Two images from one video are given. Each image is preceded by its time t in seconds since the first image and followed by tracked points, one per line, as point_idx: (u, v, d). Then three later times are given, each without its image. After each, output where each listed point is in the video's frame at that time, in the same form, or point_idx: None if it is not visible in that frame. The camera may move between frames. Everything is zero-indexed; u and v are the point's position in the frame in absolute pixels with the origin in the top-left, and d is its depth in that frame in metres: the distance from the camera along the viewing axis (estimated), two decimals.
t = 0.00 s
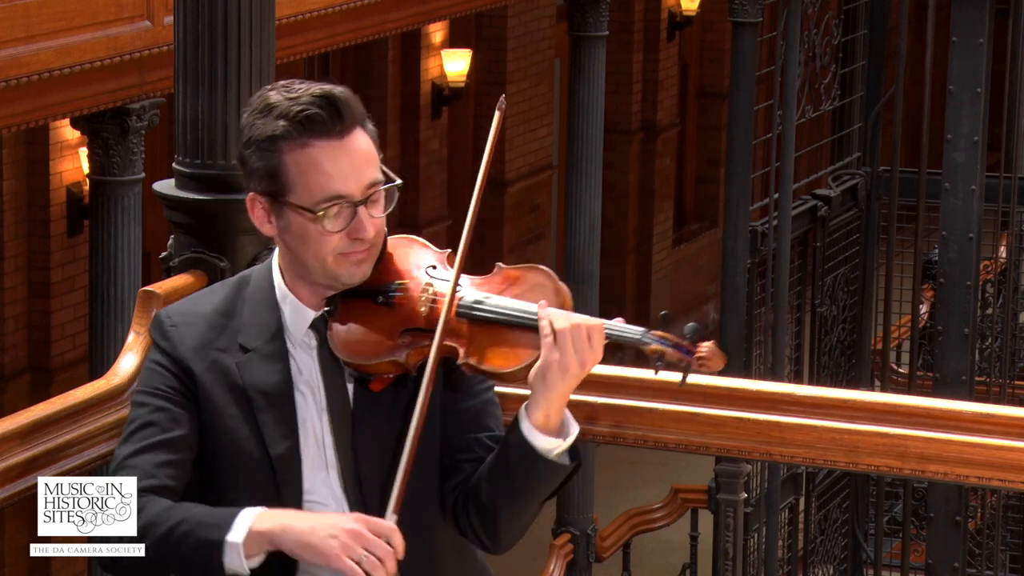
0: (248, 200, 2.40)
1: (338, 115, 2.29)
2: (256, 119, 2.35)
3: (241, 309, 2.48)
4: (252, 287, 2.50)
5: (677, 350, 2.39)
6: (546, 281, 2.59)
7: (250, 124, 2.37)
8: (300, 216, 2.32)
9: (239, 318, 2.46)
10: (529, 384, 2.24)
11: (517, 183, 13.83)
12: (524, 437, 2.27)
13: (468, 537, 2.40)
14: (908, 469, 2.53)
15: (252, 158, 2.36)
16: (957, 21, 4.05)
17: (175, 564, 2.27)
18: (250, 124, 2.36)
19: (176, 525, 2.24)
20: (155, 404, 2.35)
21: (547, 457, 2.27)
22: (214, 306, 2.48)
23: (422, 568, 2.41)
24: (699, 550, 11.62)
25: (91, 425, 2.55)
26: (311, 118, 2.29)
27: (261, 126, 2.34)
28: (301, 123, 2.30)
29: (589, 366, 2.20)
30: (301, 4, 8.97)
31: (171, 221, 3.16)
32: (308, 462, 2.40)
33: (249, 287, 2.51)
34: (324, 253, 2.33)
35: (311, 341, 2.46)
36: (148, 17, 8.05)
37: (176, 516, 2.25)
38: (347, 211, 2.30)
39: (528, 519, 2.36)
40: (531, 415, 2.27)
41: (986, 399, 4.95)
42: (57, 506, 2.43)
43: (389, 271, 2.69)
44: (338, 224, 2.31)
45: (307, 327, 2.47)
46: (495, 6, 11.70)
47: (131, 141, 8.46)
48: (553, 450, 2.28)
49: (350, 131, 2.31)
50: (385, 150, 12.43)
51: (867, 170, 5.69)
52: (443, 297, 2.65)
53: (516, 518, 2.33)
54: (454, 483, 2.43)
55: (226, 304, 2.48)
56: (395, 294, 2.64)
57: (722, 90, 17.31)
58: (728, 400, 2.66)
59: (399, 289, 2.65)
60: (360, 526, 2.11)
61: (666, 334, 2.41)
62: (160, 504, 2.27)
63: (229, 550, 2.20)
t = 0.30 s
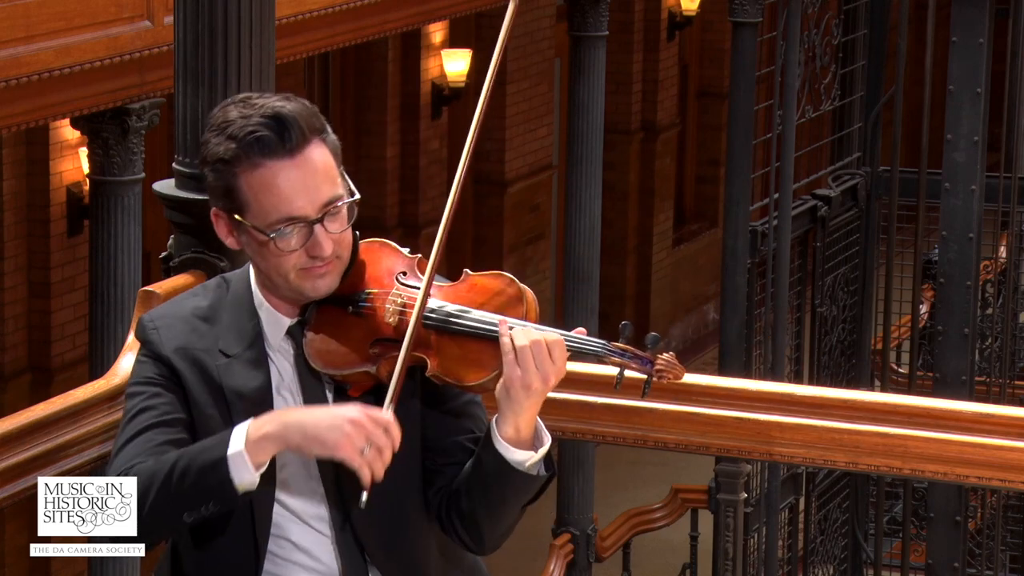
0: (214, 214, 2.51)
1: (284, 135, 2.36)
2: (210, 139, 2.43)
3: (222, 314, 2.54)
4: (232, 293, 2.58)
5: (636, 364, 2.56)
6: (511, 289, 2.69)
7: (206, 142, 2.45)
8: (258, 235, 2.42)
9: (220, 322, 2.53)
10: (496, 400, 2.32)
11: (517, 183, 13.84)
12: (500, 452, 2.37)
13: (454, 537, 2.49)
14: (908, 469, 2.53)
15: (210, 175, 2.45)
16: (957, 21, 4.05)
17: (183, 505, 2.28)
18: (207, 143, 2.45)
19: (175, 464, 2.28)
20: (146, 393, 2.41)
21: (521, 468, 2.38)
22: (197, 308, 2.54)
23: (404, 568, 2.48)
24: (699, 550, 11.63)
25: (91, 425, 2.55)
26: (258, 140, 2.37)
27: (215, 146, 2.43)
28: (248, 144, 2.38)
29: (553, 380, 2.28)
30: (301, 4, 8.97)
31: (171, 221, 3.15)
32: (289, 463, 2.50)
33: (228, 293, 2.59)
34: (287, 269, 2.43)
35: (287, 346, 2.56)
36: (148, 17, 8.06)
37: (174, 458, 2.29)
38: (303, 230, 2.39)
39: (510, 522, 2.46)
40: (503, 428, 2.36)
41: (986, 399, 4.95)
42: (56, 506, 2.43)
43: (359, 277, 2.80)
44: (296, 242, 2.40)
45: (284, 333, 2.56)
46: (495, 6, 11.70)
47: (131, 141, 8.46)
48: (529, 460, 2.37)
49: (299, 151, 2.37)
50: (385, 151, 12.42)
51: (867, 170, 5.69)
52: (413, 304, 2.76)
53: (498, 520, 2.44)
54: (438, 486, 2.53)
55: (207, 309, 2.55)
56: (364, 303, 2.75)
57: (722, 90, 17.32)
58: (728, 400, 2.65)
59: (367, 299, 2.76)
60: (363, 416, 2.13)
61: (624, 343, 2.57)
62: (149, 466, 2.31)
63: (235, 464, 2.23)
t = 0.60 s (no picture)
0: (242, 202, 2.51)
1: (326, 134, 2.37)
2: (251, 128, 2.44)
3: (243, 301, 2.58)
4: (254, 284, 2.60)
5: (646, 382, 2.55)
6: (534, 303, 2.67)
7: (245, 130, 2.46)
8: (286, 228, 2.42)
9: (239, 310, 2.56)
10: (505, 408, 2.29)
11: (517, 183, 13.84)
12: (503, 459, 2.35)
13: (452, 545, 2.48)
14: (908, 469, 2.53)
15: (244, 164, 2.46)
16: (957, 21, 4.04)
17: (196, 479, 2.36)
18: (245, 132, 2.46)
19: (189, 441, 2.36)
20: (162, 374, 2.48)
21: (522, 478, 2.35)
22: (219, 294, 2.59)
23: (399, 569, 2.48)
24: (699, 550, 11.63)
25: (90, 425, 2.54)
26: (299, 135, 2.38)
27: (254, 135, 2.44)
28: (289, 139, 2.39)
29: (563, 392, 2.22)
30: (301, 4, 8.97)
31: (170, 221, 3.15)
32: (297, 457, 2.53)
33: (251, 281, 2.61)
34: (310, 265, 2.44)
35: (304, 342, 2.57)
36: (148, 17, 8.06)
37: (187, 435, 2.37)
38: (332, 229, 2.40)
39: (510, 534, 2.44)
40: (507, 436, 2.33)
41: (986, 399, 4.95)
42: (56, 506, 2.46)
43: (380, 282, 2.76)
44: (324, 239, 2.41)
45: (300, 329, 2.57)
46: (495, 6, 11.70)
47: (131, 141, 8.46)
48: (531, 470, 2.34)
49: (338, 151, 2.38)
50: (385, 150, 12.42)
51: (867, 171, 5.69)
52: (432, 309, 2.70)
53: (497, 532, 2.42)
54: (440, 494, 2.51)
55: (229, 295, 2.59)
56: (383, 305, 2.71)
57: (722, 90, 17.32)
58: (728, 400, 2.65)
59: (387, 301, 2.72)
60: (376, 397, 2.23)
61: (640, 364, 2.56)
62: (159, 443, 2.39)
63: (251, 439, 2.31)
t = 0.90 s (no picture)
0: (286, 180, 2.52)
1: (394, 110, 2.42)
2: (312, 101, 2.47)
3: (261, 300, 2.58)
4: (272, 281, 2.61)
5: (711, 349, 2.57)
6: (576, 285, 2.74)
7: (303, 105, 2.49)
8: (340, 203, 2.44)
9: (259, 308, 2.57)
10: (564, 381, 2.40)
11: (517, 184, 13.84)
12: (556, 434, 2.41)
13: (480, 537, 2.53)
14: (908, 469, 2.53)
15: (299, 139, 2.48)
16: (957, 21, 4.04)
17: (204, 513, 2.32)
18: (303, 106, 2.48)
19: (210, 471, 2.30)
20: (178, 380, 2.44)
21: (577, 453, 2.42)
22: (235, 296, 2.58)
23: (435, 570, 2.52)
24: (699, 550, 11.63)
25: (89, 425, 2.54)
26: (367, 109, 2.42)
27: (315, 109, 2.46)
28: (355, 112, 2.43)
29: (624, 364, 2.37)
30: (301, 4, 8.96)
31: (171, 221, 3.15)
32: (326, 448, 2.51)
33: (268, 280, 2.62)
34: (356, 245, 2.45)
35: (334, 335, 2.56)
36: (148, 17, 8.05)
37: (211, 463, 2.31)
38: (386, 206, 2.43)
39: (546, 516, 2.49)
40: (562, 413, 2.43)
41: (986, 399, 4.95)
42: (56, 506, 2.46)
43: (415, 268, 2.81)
44: (377, 217, 2.43)
45: (332, 321, 2.57)
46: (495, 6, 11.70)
47: (131, 141, 8.46)
48: (583, 448, 2.42)
49: (399, 129, 2.44)
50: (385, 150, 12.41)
51: (867, 170, 5.69)
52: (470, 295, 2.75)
53: (534, 516, 2.46)
54: (472, 479, 2.56)
55: (246, 295, 2.58)
56: (423, 289, 2.76)
57: (722, 90, 17.32)
58: (728, 400, 2.65)
59: (427, 285, 2.77)
60: (403, 462, 2.19)
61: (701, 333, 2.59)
62: (180, 460, 2.32)
63: (271, 490, 2.27)
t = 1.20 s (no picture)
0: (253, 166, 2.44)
1: (349, 98, 2.32)
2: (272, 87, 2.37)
3: (243, 294, 2.52)
4: (256, 274, 2.54)
5: (626, 349, 2.63)
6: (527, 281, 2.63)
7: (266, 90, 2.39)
8: (292, 190, 2.35)
9: (239, 302, 2.50)
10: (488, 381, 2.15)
11: (517, 183, 13.83)
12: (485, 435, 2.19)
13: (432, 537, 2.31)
14: (908, 469, 2.53)
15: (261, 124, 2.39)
16: (957, 21, 4.05)
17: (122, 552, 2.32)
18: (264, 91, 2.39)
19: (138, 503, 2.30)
20: (143, 378, 2.40)
21: (504, 453, 2.18)
22: (217, 289, 2.52)
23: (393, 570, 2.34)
24: (699, 550, 11.64)
25: (91, 425, 2.54)
26: (322, 96, 2.32)
27: (275, 95, 2.37)
28: (311, 99, 2.33)
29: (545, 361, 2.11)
30: (301, 4, 8.96)
31: (171, 221, 3.14)
32: (289, 444, 2.40)
33: (253, 273, 2.55)
34: (312, 233, 2.37)
35: (302, 327, 2.49)
36: (148, 17, 8.05)
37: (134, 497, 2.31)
38: (339, 194, 2.34)
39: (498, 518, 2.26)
40: (490, 411, 2.18)
41: (986, 399, 4.95)
42: (56, 506, 2.40)
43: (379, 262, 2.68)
44: (329, 206, 2.34)
45: (299, 314, 2.49)
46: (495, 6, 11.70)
47: (131, 141, 8.47)
48: (512, 447, 2.19)
49: (358, 117, 2.33)
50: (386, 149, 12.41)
51: (867, 170, 5.69)
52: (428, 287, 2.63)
53: (485, 519, 2.24)
54: (424, 476, 2.33)
55: (228, 289, 2.52)
56: (378, 283, 2.63)
57: (722, 90, 17.33)
58: (729, 400, 2.66)
59: (383, 279, 2.64)
60: (300, 542, 2.11)
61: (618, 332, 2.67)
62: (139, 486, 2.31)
63: (169, 548, 2.25)
